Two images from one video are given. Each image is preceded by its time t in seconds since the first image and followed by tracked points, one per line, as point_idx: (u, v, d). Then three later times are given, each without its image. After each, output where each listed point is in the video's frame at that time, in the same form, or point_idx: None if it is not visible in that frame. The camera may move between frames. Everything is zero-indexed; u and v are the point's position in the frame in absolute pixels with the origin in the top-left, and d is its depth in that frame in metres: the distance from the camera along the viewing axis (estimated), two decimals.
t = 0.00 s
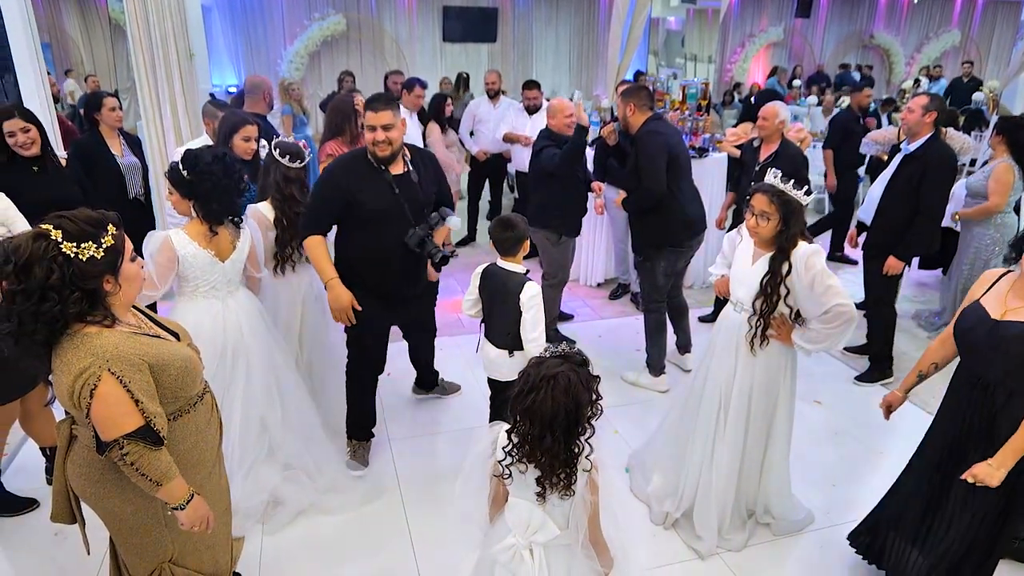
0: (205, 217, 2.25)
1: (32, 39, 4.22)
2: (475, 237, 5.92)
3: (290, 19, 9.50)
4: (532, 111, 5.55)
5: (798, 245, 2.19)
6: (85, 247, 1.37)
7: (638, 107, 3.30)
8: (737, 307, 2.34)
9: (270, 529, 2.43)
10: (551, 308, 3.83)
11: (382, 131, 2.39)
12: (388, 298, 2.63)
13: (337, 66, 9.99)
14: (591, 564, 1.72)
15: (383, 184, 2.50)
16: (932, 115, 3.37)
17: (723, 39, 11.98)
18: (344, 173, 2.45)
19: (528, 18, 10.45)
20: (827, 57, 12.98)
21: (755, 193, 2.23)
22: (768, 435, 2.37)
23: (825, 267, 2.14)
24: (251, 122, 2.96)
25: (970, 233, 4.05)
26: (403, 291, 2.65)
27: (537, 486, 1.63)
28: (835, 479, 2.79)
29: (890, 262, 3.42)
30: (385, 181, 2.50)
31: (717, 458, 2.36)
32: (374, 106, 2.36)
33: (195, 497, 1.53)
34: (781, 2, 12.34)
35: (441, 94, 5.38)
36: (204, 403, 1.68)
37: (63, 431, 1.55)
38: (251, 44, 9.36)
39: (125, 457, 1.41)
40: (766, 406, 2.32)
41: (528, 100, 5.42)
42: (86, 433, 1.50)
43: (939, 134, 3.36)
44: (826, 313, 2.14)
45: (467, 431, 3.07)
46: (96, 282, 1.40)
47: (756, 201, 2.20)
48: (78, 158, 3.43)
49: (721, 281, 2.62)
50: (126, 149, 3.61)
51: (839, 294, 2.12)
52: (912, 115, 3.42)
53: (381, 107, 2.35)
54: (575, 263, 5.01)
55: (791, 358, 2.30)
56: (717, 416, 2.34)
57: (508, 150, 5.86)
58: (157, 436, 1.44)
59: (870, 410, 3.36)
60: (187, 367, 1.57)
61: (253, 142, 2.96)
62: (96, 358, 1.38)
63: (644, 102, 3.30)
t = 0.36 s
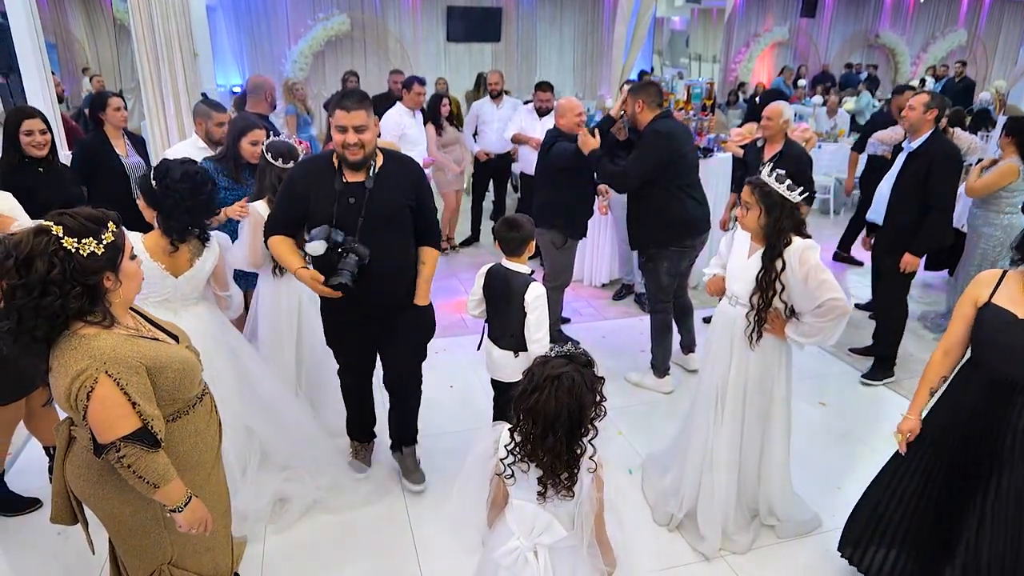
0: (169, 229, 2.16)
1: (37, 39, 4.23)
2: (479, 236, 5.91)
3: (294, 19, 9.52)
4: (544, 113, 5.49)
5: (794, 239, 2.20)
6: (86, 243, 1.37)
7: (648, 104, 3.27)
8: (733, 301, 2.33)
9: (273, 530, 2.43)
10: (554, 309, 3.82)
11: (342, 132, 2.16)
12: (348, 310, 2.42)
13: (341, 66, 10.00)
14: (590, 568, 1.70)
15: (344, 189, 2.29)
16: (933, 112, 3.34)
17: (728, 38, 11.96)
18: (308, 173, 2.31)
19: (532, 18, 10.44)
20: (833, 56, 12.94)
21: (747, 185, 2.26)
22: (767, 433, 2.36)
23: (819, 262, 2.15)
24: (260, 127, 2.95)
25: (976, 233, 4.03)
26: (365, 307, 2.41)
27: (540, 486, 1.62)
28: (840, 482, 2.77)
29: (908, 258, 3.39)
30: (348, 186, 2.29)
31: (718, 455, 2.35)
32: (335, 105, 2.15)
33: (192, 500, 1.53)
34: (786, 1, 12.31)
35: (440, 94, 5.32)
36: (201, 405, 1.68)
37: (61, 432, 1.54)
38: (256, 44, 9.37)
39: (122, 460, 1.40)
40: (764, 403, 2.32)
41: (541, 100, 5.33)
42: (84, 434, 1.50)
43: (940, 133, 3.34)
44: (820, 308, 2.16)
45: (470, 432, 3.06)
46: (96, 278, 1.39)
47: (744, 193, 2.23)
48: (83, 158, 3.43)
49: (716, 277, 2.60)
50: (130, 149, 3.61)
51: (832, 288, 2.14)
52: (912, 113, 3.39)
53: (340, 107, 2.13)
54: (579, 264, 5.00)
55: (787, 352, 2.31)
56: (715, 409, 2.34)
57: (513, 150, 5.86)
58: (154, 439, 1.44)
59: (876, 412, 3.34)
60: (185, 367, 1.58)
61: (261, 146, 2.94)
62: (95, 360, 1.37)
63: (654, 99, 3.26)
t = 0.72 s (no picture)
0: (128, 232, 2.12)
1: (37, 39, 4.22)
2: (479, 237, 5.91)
3: (294, 18, 9.51)
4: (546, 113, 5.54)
5: (780, 233, 2.28)
6: (81, 232, 1.38)
7: (658, 101, 3.26)
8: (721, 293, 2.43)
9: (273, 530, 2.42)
10: (554, 309, 3.82)
11: (342, 158, 1.78)
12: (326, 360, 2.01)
13: (342, 66, 9.99)
14: (596, 569, 1.70)
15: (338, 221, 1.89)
16: (929, 111, 3.32)
17: (729, 39, 11.96)
18: (304, 196, 1.96)
19: (533, 18, 10.44)
20: (833, 56, 12.94)
21: (733, 180, 2.39)
22: (760, 427, 2.39)
23: (803, 255, 2.23)
24: (254, 122, 2.94)
25: (977, 234, 4.03)
26: (346, 360, 1.98)
27: (544, 491, 1.62)
28: (844, 483, 2.76)
29: (914, 254, 3.38)
30: (343, 219, 1.89)
31: (709, 441, 2.42)
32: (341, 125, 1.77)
33: (178, 496, 1.51)
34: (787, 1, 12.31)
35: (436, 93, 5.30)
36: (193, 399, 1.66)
37: (53, 428, 1.55)
38: (256, 44, 9.36)
39: (107, 453, 1.39)
40: (755, 394, 2.37)
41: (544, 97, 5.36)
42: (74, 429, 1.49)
43: (937, 131, 3.35)
44: (802, 301, 2.23)
45: (471, 433, 3.06)
46: (94, 266, 1.40)
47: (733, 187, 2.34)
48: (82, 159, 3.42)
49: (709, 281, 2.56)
50: (130, 149, 3.60)
51: (814, 282, 2.22)
52: (907, 113, 3.35)
53: (346, 130, 1.75)
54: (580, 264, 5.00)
55: (776, 345, 2.36)
56: (706, 397, 2.41)
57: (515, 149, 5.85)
58: (140, 433, 1.43)
59: (877, 412, 3.33)
60: (175, 362, 1.56)
61: (256, 143, 2.93)
62: (81, 354, 1.36)
63: (664, 96, 3.26)
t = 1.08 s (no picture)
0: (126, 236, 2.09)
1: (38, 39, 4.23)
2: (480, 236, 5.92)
3: (295, 18, 9.51)
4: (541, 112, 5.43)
5: (774, 233, 2.29)
6: (79, 220, 1.52)
7: (659, 104, 3.27)
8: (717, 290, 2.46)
9: (273, 529, 2.43)
10: (554, 309, 3.82)
11: (333, 177, 1.54)
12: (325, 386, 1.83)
13: (342, 66, 9.99)
14: (603, 567, 1.71)
15: (335, 238, 1.68)
16: (926, 111, 3.31)
17: (729, 39, 11.95)
18: (291, 209, 1.73)
19: (533, 18, 10.44)
20: (834, 57, 12.93)
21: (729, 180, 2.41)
22: (752, 424, 2.41)
23: (796, 256, 2.22)
24: (253, 127, 2.89)
25: (977, 234, 4.03)
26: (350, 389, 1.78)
27: (556, 489, 1.62)
28: (845, 484, 2.76)
29: (908, 252, 3.38)
30: (340, 233, 1.67)
31: (700, 434, 2.46)
32: (328, 136, 1.53)
33: (186, 465, 1.68)
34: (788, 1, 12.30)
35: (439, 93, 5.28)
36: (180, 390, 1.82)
37: (42, 419, 1.67)
38: (257, 44, 9.36)
39: (119, 431, 1.53)
40: (747, 391, 2.39)
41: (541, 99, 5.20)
42: (67, 419, 1.61)
43: (934, 131, 3.35)
44: (791, 300, 2.23)
45: (470, 433, 3.06)
46: (99, 249, 1.55)
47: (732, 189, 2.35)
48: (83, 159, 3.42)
49: (704, 280, 2.58)
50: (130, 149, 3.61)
51: (803, 281, 2.22)
52: (904, 113, 3.36)
53: (334, 146, 1.50)
54: (581, 263, 4.99)
55: (767, 343, 2.37)
56: (698, 390, 2.46)
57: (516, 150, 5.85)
58: (146, 410, 1.58)
59: (876, 413, 3.34)
60: (166, 349, 1.70)
61: (255, 149, 2.90)
62: (86, 339, 1.49)
63: (666, 99, 3.27)
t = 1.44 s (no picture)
0: (130, 235, 2.10)
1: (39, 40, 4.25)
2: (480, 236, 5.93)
3: (296, 19, 9.52)
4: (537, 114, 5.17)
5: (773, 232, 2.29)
6: (73, 218, 1.55)
7: (658, 107, 3.27)
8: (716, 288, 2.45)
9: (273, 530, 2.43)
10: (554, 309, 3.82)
11: (314, 234, 1.26)
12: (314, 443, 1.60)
13: (343, 67, 10.00)
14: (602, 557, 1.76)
15: (315, 295, 1.38)
16: (925, 112, 3.30)
17: (730, 39, 11.95)
18: (250, 263, 1.39)
19: (534, 18, 10.45)
20: (834, 57, 12.92)
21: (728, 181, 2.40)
22: (750, 421, 2.41)
23: (795, 253, 2.22)
24: (257, 129, 2.94)
25: (977, 234, 4.03)
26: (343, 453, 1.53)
27: (566, 486, 1.63)
28: (844, 483, 2.76)
29: (906, 253, 3.41)
30: (321, 288, 1.38)
31: (699, 432, 2.46)
32: (304, 186, 1.26)
33: (185, 457, 1.71)
34: (789, 2, 12.30)
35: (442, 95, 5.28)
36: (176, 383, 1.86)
37: (38, 416, 1.67)
38: (258, 44, 9.38)
39: (120, 423, 1.55)
40: (745, 390, 2.39)
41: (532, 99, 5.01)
42: (64, 416, 1.63)
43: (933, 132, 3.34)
44: (791, 298, 2.23)
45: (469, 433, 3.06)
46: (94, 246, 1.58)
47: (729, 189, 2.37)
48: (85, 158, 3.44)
49: (704, 280, 2.58)
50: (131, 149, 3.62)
51: (804, 279, 2.21)
52: (903, 114, 3.35)
53: (315, 197, 1.23)
54: (581, 263, 4.99)
55: (768, 341, 2.37)
56: (697, 390, 2.47)
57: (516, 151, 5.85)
58: (147, 402, 1.59)
59: (876, 413, 3.33)
60: (159, 343, 1.72)
61: (262, 149, 2.95)
62: (83, 334, 1.50)
63: (664, 101, 3.27)
